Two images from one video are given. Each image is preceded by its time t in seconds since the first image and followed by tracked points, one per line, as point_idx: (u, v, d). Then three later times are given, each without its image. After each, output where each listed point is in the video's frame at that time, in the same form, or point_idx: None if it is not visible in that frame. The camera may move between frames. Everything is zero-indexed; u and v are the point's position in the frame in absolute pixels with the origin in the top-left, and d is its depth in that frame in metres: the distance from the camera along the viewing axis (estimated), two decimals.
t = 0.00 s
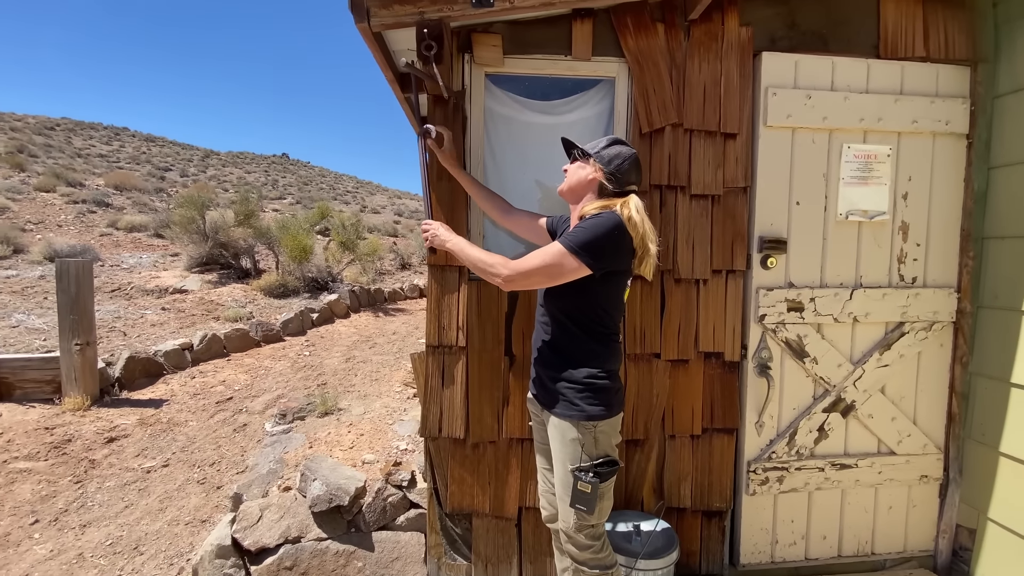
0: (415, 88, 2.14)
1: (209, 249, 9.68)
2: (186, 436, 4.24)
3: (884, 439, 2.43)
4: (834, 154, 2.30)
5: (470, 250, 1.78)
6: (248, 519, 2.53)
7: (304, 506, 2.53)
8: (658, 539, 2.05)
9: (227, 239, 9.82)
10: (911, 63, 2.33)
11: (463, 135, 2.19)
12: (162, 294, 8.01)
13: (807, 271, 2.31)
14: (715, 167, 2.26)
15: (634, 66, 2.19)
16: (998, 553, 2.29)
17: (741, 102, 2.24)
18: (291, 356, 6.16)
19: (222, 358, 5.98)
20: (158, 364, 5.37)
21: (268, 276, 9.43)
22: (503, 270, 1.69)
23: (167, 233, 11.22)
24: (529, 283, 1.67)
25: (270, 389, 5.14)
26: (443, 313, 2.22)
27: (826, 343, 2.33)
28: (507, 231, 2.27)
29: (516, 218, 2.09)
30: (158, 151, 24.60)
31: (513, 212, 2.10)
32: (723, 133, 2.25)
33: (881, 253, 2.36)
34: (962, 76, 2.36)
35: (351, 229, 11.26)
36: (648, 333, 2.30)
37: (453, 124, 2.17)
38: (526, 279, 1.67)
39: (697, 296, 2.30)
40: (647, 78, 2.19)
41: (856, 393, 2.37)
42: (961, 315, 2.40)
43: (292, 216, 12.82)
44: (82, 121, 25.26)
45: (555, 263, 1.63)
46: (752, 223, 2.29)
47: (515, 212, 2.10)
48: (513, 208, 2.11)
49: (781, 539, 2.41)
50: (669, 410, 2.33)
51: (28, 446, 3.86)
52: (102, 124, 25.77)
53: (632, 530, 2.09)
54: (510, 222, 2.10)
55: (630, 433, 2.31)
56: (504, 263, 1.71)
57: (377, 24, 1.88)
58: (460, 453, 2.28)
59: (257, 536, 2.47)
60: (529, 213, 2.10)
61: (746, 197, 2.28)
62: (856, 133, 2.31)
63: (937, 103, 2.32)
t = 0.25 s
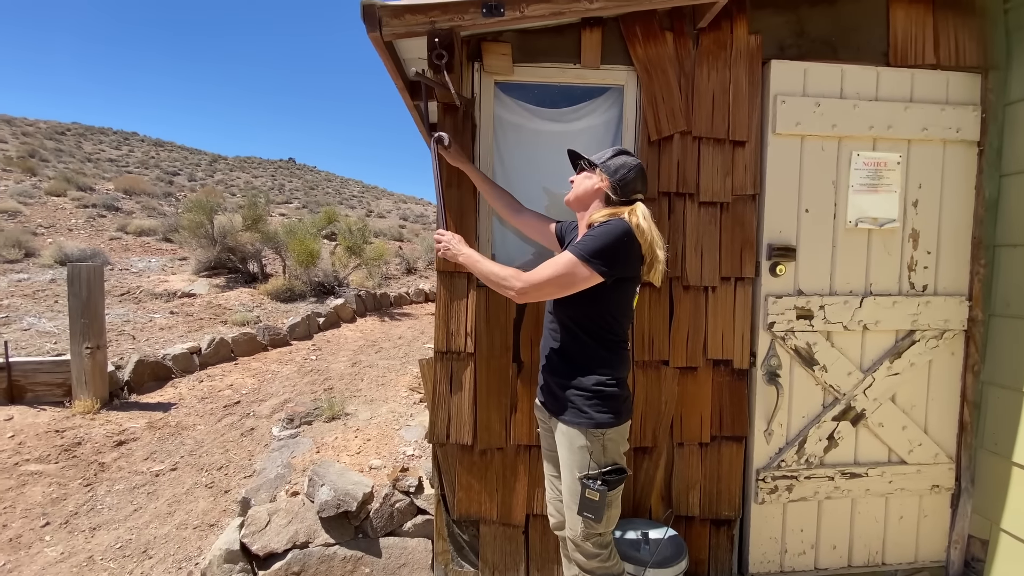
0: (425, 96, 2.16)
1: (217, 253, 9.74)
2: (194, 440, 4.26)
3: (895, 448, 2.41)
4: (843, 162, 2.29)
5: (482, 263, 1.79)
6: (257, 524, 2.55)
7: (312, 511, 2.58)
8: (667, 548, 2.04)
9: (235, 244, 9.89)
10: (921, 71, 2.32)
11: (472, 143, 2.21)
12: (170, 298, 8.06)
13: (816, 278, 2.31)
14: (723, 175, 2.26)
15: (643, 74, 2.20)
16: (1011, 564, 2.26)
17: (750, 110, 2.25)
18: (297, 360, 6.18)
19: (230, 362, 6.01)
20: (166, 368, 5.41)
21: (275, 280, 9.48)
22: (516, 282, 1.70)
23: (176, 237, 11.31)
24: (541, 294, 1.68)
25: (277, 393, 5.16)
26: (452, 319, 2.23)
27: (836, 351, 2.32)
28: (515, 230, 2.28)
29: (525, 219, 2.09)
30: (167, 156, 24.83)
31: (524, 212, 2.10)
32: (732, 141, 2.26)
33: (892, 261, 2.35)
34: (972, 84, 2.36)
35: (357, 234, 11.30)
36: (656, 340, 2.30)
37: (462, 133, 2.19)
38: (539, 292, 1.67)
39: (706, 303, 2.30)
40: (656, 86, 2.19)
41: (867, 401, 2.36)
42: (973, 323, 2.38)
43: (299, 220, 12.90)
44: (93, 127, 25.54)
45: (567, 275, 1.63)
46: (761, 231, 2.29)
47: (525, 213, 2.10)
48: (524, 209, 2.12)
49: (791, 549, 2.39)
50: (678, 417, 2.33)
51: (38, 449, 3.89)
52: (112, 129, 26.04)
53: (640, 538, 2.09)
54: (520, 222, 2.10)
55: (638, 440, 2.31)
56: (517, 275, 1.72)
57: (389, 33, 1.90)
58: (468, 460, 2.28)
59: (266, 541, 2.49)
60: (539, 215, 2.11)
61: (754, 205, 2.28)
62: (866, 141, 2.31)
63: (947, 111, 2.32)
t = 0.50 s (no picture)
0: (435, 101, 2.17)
1: (225, 256, 9.80)
2: (202, 442, 4.28)
3: (907, 457, 2.39)
4: (855, 168, 2.28)
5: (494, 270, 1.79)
6: (265, 527, 2.57)
7: (320, 515, 2.62)
8: (677, 556, 2.03)
9: (243, 247, 9.94)
10: (933, 77, 2.31)
11: (481, 148, 2.21)
12: (178, 301, 8.11)
13: (827, 285, 2.29)
14: (734, 181, 2.26)
15: (654, 80, 2.20)
16: None
17: (762, 115, 2.24)
18: (304, 363, 6.20)
19: (237, 364, 6.04)
20: (174, 370, 5.44)
21: (282, 283, 9.51)
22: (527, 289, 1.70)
23: (184, 240, 11.38)
24: (552, 301, 1.67)
25: (284, 396, 5.18)
26: (461, 323, 2.23)
27: (848, 358, 2.30)
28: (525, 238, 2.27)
29: (531, 224, 2.09)
30: (176, 159, 25.02)
31: (529, 218, 2.10)
32: (743, 146, 2.25)
33: (904, 267, 2.33)
34: (984, 91, 2.34)
35: (364, 237, 11.34)
36: (666, 346, 2.29)
37: (472, 137, 2.19)
38: (548, 298, 1.67)
39: (717, 309, 2.29)
40: (667, 92, 2.19)
41: (879, 409, 2.34)
42: (986, 331, 2.35)
43: (306, 223, 12.95)
44: (103, 130, 25.79)
45: (579, 281, 1.63)
46: (772, 237, 2.28)
47: (531, 218, 2.10)
48: (530, 215, 2.12)
49: (802, 558, 2.37)
50: (687, 424, 2.32)
51: (47, 450, 3.91)
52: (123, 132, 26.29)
53: (650, 546, 2.07)
54: (526, 227, 2.10)
55: (647, 447, 2.30)
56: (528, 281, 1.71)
57: (401, 39, 1.91)
58: (476, 465, 2.27)
59: (274, 545, 2.51)
60: (545, 221, 2.10)
61: (765, 211, 2.27)
62: (878, 147, 2.29)
63: (960, 117, 2.30)
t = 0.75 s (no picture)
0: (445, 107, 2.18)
1: (233, 258, 9.85)
2: (210, 444, 4.31)
3: (918, 465, 2.36)
4: (866, 174, 2.27)
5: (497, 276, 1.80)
6: (271, 531, 2.66)
7: (327, 519, 2.68)
8: (685, 564, 2.01)
9: (251, 249, 10.01)
10: (945, 83, 2.30)
11: (491, 153, 2.22)
12: (187, 302, 8.16)
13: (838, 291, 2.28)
14: (744, 186, 2.25)
15: (664, 85, 2.20)
16: None
17: (771, 121, 2.23)
18: (311, 365, 6.22)
19: (245, 366, 6.07)
20: (182, 371, 5.47)
21: (289, 285, 9.56)
22: (530, 295, 1.71)
23: (193, 242, 11.48)
24: (554, 308, 1.68)
25: (291, 398, 5.20)
26: (469, 328, 2.22)
27: (858, 365, 2.28)
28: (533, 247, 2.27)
29: (537, 233, 2.09)
30: (185, 161, 25.24)
31: (534, 228, 2.09)
32: (753, 152, 2.24)
33: (915, 274, 2.31)
34: (996, 97, 2.32)
35: (371, 239, 11.37)
36: (675, 352, 2.28)
37: (482, 142, 2.20)
38: (552, 304, 1.67)
39: (726, 315, 2.28)
40: (676, 97, 2.19)
41: (889, 417, 2.32)
42: (998, 338, 2.33)
43: (313, 226, 13.01)
44: (114, 132, 26.03)
45: (580, 287, 1.63)
46: (782, 243, 2.26)
47: (537, 228, 2.10)
48: (535, 223, 2.11)
49: (811, 567, 2.34)
50: (696, 430, 2.30)
51: (57, 450, 3.94)
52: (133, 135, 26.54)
53: (657, 553, 2.06)
54: (531, 237, 2.10)
55: (655, 453, 2.29)
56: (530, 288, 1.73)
57: (412, 45, 1.92)
58: (483, 470, 2.27)
59: (281, 548, 2.60)
60: (551, 230, 2.10)
61: (775, 217, 2.26)
62: (889, 153, 2.28)
63: (972, 123, 2.28)
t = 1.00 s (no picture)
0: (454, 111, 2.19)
1: (241, 259, 9.91)
2: (217, 444, 4.33)
3: (927, 474, 2.34)
4: (876, 179, 2.25)
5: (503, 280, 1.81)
6: (278, 532, 2.71)
7: (333, 520, 2.72)
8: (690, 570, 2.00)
9: (259, 250, 10.07)
10: (956, 88, 2.28)
11: (499, 157, 2.22)
12: (195, 303, 8.22)
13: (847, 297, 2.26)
14: (753, 191, 2.24)
15: (672, 90, 2.19)
16: None
17: (780, 125, 2.23)
18: (317, 366, 6.25)
19: (252, 366, 6.11)
20: (190, 371, 5.50)
21: (296, 286, 9.61)
22: (535, 301, 1.72)
23: (202, 243, 11.57)
24: (558, 313, 1.68)
25: (298, 399, 5.22)
26: (476, 331, 2.23)
27: (867, 372, 2.26)
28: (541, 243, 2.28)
29: (546, 230, 2.10)
30: (195, 163, 25.44)
31: (541, 224, 2.10)
32: (761, 157, 2.24)
33: (926, 280, 2.29)
34: (1008, 102, 2.30)
35: (378, 241, 11.40)
36: (682, 356, 2.28)
37: (490, 146, 2.21)
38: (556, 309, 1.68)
39: (734, 320, 2.27)
40: (685, 102, 2.19)
41: (899, 424, 2.30)
42: (1010, 346, 2.30)
43: (321, 228, 13.08)
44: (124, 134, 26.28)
45: (583, 293, 1.63)
46: (791, 248, 2.25)
47: (545, 224, 2.10)
48: (543, 220, 2.12)
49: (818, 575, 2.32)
50: (703, 436, 2.30)
51: (66, 449, 3.98)
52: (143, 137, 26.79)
53: (663, 559, 2.06)
54: (540, 233, 2.11)
55: (662, 459, 2.28)
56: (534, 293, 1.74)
57: (422, 49, 1.94)
58: (489, 473, 2.27)
59: (287, 549, 2.64)
60: (558, 227, 2.11)
61: (784, 222, 2.25)
62: (899, 158, 2.26)
63: (983, 128, 2.26)
